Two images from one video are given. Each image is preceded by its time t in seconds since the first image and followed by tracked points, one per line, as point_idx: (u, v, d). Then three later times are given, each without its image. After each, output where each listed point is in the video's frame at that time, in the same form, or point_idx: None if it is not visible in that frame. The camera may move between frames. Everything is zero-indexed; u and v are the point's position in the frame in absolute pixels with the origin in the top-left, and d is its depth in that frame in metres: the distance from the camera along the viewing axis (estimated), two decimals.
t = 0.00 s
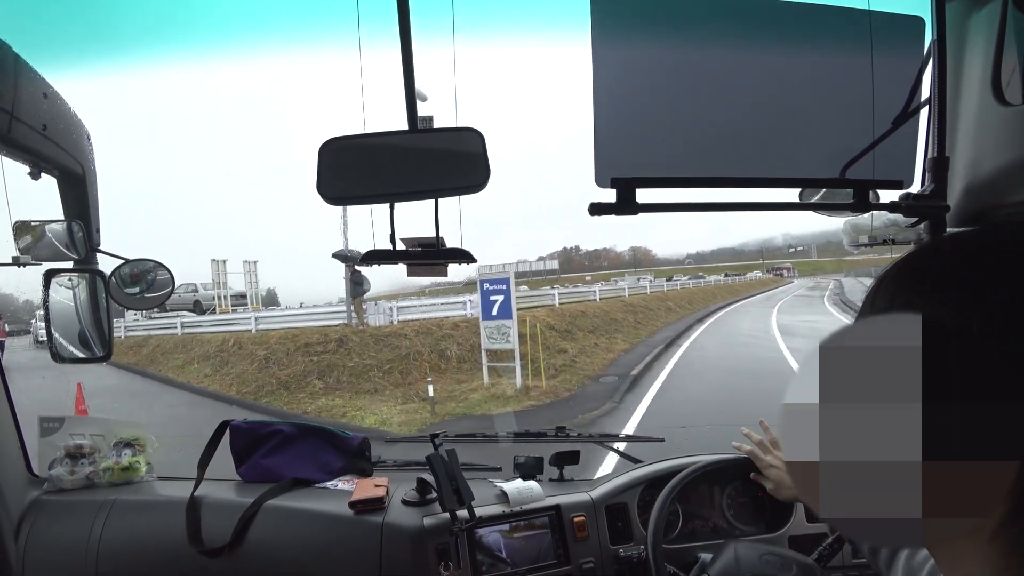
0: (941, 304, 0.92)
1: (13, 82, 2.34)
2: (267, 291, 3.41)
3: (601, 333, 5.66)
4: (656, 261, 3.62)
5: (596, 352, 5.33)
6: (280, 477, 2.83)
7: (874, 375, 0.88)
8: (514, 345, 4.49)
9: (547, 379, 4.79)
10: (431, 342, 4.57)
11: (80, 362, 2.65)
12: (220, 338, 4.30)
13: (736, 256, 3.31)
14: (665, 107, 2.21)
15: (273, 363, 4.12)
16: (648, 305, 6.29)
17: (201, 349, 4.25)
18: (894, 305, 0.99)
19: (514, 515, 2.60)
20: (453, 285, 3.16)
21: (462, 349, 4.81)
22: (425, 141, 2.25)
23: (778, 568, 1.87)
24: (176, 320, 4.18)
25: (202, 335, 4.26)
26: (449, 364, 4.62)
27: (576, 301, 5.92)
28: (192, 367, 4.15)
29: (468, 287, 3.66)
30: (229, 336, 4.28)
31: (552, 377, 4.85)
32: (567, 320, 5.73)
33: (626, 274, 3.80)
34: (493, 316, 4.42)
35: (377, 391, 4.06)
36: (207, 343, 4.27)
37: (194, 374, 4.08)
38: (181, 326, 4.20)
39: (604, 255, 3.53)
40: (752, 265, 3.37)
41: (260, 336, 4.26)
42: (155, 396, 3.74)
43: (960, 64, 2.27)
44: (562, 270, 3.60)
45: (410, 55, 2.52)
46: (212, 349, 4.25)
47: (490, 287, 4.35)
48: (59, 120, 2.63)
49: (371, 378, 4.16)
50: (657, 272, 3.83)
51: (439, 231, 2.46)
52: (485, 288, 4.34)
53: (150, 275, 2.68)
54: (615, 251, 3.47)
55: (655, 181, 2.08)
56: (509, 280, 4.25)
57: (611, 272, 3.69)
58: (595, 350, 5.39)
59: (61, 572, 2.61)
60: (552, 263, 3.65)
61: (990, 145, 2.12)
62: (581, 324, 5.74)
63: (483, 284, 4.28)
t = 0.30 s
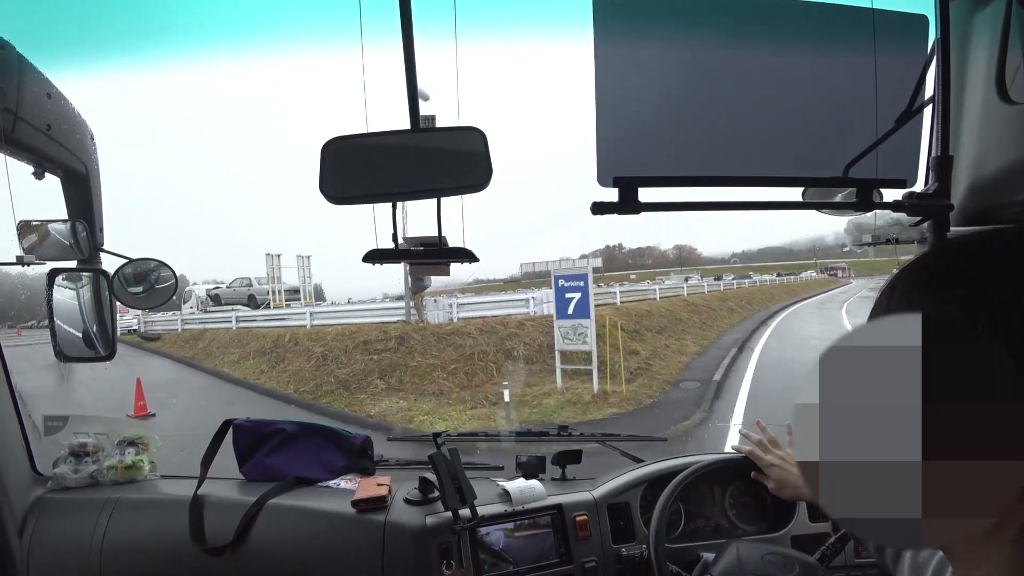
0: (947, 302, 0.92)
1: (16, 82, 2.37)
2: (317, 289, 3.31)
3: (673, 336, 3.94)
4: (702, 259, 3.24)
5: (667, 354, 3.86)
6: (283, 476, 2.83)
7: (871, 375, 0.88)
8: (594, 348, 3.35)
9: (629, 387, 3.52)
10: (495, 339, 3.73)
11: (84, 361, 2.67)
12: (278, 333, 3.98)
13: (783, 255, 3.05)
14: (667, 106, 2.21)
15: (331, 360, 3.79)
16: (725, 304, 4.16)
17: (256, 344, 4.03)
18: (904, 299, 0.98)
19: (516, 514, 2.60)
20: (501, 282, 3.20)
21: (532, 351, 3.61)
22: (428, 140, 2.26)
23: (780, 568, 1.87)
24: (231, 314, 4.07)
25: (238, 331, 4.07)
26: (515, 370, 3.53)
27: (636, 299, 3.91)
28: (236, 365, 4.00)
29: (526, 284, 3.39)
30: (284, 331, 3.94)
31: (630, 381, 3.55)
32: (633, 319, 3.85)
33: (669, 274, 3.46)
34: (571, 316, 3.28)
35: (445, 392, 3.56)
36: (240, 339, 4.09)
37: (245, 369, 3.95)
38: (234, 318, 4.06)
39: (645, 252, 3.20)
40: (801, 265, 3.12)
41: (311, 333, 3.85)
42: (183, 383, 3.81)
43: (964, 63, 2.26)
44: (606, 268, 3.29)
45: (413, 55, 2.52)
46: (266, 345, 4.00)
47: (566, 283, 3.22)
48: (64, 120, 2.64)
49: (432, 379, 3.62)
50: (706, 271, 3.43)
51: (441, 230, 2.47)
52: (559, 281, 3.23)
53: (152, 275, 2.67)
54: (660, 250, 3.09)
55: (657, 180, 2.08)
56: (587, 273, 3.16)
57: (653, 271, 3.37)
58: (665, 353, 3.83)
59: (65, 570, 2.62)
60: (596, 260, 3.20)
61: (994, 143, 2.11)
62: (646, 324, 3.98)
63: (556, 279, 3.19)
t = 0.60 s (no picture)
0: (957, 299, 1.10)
1: (22, 80, 2.38)
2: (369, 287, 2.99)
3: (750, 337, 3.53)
4: (752, 258, 2.95)
5: (753, 361, 3.29)
6: (287, 472, 2.85)
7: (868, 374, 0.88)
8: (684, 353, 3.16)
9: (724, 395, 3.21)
10: (570, 341, 3.68)
11: (90, 356, 2.70)
12: (336, 330, 4.05)
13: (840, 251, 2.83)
14: (671, 104, 2.20)
15: (397, 363, 3.71)
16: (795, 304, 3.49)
17: (316, 342, 4.12)
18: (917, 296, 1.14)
19: (519, 512, 2.60)
20: (547, 280, 3.16)
21: (609, 352, 3.63)
22: (432, 138, 2.25)
23: (783, 568, 1.86)
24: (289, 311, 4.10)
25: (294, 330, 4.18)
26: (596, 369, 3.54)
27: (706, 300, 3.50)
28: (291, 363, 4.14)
29: (571, 283, 3.27)
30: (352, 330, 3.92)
31: (726, 389, 3.23)
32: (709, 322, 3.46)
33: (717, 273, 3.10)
34: (657, 317, 3.15)
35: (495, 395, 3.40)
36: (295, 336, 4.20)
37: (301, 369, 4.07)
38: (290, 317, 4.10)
39: (694, 250, 2.90)
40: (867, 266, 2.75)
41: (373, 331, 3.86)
42: (243, 379, 4.13)
43: (971, 61, 2.25)
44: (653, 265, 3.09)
45: (416, 52, 2.52)
46: (325, 344, 4.08)
47: (653, 281, 3.05)
48: (70, 118, 2.65)
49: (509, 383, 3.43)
50: (757, 271, 3.17)
51: (445, 227, 2.47)
52: (645, 276, 3.06)
53: (158, 272, 2.68)
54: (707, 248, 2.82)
55: (661, 178, 2.08)
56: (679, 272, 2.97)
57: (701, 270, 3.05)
58: (751, 357, 3.35)
59: (69, 565, 2.63)
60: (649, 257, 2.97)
61: (1002, 140, 2.10)
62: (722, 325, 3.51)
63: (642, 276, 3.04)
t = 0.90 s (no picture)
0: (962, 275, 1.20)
1: (32, 82, 2.41)
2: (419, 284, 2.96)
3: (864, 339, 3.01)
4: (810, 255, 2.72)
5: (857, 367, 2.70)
6: (293, 472, 2.86)
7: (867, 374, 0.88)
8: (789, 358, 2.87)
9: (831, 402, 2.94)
10: (653, 342, 3.57)
11: (98, 356, 2.72)
12: (397, 329, 4.06)
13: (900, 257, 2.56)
14: (675, 103, 2.19)
15: (481, 368, 3.68)
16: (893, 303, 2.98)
17: (377, 342, 4.15)
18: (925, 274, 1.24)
19: (525, 512, 2.60)
20: (593, 278, 3.05)
21: (696, 355, 3.46)
22: (438, 138, 2.26)
23: (790, 568, 1.86)
24: (346, 311, 4.21)
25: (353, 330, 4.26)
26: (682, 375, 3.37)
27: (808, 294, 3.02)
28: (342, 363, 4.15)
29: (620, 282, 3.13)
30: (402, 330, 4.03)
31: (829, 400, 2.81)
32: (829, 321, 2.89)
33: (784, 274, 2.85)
34: (760, 318, 2.91)
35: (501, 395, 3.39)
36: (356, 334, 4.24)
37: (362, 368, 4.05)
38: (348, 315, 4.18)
39: (744, 247, 2.74)
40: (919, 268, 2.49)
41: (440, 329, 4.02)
42: (301, 379, 4.05)
43: (979, 58, 2.23)
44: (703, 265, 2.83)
45: (421, 53, 2.52)
46: (388, 344, 4.09)
47: (756, 278, 2.82)
48: (78, 119, 2.68)
49: (589, 389, 3.51)
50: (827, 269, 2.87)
51: (451, 227, 2.47)
52: (748, 271, 2.82)
53: (165, 272, 2.70)
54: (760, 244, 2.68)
55: (668, 178, 2.07)
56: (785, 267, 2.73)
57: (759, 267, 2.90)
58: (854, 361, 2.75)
59: (78, 564, 2.65)
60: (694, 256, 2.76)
61: (1010, 138, 2.07)
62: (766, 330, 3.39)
63: (744, 271, 2.81)
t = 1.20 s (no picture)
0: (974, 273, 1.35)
1: (41, 86, 2.44)
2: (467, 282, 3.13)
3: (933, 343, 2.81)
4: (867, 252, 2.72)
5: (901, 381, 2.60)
6: (300, 472, 2.87)
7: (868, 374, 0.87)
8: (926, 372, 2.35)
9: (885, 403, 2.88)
10: (748, 346, 3.35)
11: (106, 357, 2.74)
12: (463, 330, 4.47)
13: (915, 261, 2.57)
14: (680, 103, 2.18)
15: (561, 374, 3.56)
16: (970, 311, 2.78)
17: (442, 343, 4.53)
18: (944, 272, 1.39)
19: (530, 513, 2.60)
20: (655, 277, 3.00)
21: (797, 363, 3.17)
22: (443, 139, 2.27)
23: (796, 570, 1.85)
24: (404, 309, 4.62)
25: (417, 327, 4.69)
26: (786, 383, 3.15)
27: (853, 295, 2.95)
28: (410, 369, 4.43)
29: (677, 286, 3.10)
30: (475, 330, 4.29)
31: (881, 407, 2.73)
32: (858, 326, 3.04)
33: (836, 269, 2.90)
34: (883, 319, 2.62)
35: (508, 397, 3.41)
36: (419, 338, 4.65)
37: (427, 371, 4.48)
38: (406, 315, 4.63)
39: (800, 244, 2.76)
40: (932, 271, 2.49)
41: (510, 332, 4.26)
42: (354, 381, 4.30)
43: (988, 56, 2.21)
44: (754, 263, 2.81)
45: (428, 54, 2.53)
46: (456, 343, 4.46)
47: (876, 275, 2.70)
48: (87, 122, 2.71)
49: (683, 398, 3.34)
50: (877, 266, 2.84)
51: (457, 228, 2.48)
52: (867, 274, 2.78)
53: (173, 272, 2.71)
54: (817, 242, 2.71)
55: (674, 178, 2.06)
56: (913, 261, 2.42)
57: (811, 266, 2.91)
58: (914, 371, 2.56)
59: (86, 563, 2.66)
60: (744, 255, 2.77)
61: (1019, 136, 2.05)
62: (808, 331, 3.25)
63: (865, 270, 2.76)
